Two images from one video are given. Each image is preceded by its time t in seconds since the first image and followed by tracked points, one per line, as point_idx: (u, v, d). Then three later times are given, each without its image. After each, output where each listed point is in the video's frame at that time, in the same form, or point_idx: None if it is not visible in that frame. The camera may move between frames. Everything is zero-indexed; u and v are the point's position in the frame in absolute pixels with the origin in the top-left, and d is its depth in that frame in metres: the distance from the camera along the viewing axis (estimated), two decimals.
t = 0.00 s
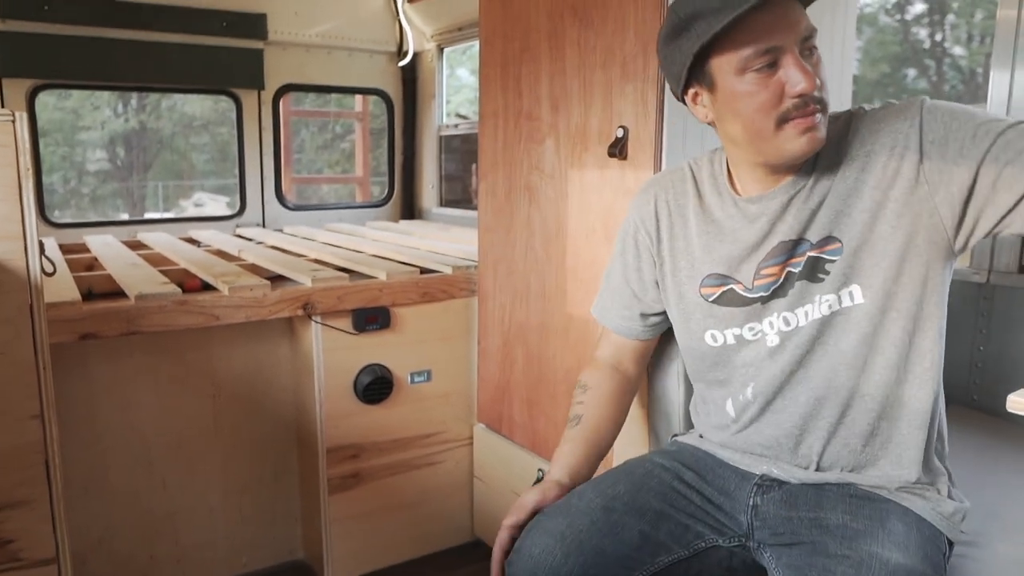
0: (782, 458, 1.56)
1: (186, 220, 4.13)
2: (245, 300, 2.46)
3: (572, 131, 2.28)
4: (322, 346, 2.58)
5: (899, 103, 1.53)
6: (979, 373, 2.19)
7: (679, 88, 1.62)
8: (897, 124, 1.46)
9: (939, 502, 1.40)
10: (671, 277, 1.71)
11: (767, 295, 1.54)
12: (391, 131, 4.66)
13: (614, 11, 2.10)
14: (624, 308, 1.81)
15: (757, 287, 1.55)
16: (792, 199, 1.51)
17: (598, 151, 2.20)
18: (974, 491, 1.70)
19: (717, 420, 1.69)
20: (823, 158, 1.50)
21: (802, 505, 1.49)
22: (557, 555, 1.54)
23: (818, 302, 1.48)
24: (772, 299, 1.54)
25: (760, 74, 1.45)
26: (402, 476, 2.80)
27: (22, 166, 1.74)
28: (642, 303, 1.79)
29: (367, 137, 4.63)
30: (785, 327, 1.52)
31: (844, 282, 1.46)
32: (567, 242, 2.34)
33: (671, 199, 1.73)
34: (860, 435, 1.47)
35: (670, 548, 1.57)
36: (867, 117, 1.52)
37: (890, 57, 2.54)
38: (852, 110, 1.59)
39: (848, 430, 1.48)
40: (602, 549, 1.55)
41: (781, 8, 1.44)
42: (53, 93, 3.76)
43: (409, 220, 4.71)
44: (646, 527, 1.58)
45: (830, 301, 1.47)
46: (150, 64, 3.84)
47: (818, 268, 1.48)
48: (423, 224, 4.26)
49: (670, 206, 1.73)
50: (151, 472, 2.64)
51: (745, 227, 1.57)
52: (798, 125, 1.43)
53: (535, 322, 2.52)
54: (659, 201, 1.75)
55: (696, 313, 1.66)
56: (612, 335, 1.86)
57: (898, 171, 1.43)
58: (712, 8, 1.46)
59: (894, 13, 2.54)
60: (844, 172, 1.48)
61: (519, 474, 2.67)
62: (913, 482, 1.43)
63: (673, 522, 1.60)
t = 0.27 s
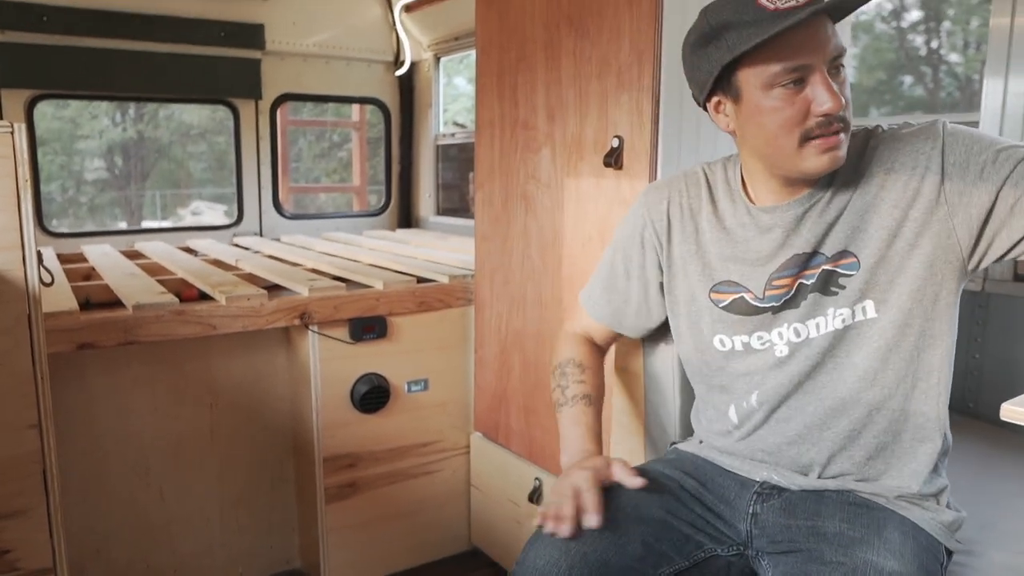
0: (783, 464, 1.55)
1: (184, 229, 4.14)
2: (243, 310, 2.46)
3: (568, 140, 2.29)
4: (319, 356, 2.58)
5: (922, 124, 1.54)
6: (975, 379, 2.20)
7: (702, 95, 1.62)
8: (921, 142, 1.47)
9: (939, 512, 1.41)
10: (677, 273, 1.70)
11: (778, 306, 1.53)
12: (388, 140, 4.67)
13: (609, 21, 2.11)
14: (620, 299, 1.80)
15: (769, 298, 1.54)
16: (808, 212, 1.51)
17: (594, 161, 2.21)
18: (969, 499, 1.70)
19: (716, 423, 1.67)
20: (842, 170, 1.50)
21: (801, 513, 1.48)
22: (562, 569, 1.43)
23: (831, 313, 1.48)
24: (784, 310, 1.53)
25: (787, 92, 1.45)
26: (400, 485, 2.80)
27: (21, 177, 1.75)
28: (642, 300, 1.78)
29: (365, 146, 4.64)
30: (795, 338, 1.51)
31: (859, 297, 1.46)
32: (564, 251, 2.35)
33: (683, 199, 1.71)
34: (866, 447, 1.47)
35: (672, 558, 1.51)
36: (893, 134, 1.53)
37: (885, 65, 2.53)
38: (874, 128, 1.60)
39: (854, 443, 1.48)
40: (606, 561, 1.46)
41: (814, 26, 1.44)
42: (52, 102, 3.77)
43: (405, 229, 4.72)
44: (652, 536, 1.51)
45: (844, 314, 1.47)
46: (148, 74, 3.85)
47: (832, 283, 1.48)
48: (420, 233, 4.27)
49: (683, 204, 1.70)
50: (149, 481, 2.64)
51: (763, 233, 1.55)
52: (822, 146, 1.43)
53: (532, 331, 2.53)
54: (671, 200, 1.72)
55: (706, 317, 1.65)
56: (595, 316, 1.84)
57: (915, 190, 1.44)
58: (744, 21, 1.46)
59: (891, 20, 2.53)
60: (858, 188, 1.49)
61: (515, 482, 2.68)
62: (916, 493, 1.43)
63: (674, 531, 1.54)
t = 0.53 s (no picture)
0: (779, 470, 1.55)
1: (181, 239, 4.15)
2: (239, 320, 2.47)
3: (563, 149, 2.31)
4: (316, 365, 2.59)
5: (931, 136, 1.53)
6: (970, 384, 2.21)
7: (714, 90, 1.62)
8: (926, 153, 1.46)
9: (932, 518, 1.41)
10: (678, 267, 1.70)
11: (774, 311, 1.53)
12: (385, 149, 4.69)
13: (602, 30, 2.13)
14: (619, 285, 1.77)
15: (768, 299, 1.54)
16: (808, 221, 1.51)
17: (589, 170, 2.22)
18: (964, 505, 1.70)
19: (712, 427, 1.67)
20: (845, 177, 1.50)
21: (794, 517, 1.47)
22: (557, 557, 1.49)
23: (828, 321, 1.48)
24: (783, 314, 1.53)
25: (794, 90, 1.45)
26: (397, 494, 2.80)
27: (17, 190, 1.76)
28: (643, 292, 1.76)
29: (361, 155, 4.66)
30: (790, 343, 1.52)
31: (854, 306, 1.46)
32: (559, 259, 2.36)
33: (696, 193, 1.70)
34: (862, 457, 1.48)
35: (667, 553, 1.52)
36: (899, 146, 1.52)
37: (881, 72, 2.62)
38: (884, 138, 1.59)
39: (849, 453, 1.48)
40: (600, 550, 1.49)
41: (825, 27, 1.44)
42: (49, 114, 3.78)
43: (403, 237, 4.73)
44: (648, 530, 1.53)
45: (840, 323, 1.47)
46: (145, 85, 3.87)
47: (830, 291, 1.48)
48: (417, 242, 4.28)
49: (696, 197, 1.70)
50: (146, 491, 2.64)
51: (766, 236, 1.56)
52: (823, 147, 1.43)
53: (528, 339, 2.54)
54: (685, 192, 1.72)
55: (707, 317, 1.65)
56: (592, 296, 1.81)
57: (915, 203, 1.44)
58: (757, 17, 1.45)
59: (885, 27, 2.60)
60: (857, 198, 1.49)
61: (513, 491, 2.68)
62: (909, 499, 1.43)
63: (671, 527, 1.55)
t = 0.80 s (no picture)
0: (773, 474, 1.56)
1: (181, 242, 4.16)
2: (239, 323, 2.48)
3: (562, 153, 2.31)
4: (316, 368, 2.60)
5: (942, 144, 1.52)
6: (967, 387, 2.22)
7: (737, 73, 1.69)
8: (932, 161, 1.46)
9: (926, 521, 1.42)
10: (692, 245, 1.70)
11: (767, 303, 1.56)
12: (385, 152, 4.70)
13: (601, 35, 2.14)
14: (635, 266, 1.76)
15: (765, 290, 1.57)
16: (811, 219, 1.53)
17: (587, 173, 2.23)
18: (961, 507, 1.71)
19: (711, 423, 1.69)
20: (850, 178, 1.51)
21: (785, 523, 1.48)
22: (534, 560, 1.50)
23: (818, 322, 1.50)
24: (779, 309, 1.55)
25: (803, 68, 1.52)
26: (396, 497, 2.81)
27: (19, 193, 1.76)
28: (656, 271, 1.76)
29: (361, 158, 4.67)
30: (780, 338, 1.54)
31: (851, 312, 1.47)
32: (558, 262, 2.37)
33: (713, 179, 1.71)
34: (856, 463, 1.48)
35: (648, 555, 1.52)
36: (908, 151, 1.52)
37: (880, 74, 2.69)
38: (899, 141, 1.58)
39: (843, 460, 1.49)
40: (578, 554, 1.50)
41: (845, 13, 1.50)
42: (49, 117, 3.79)
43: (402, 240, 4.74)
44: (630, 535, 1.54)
45: (831, 326, 1.49)
46: (145, 89, 3.88)
47: (823, 293, 1.50)
48: (417, 245, 4.29)
49: (713, 183, 1.71)
50: (146, 494, 2.65)
51: (772, 228, 1.58)
52: (821, 125, 1.47)
53: (526, 341, 2.55)
54: (703, 177, 1.73)
55: (717, 297, 1.65)
56: (608, 278, 1.79)
57: (914, 210, 1.44)
58: None
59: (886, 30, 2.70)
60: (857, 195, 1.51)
61: (512, 493, 2.69)
62: (901, 504, 1.44)
63: (653, 532, 1.57)
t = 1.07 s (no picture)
0: (776, 479, 1.56)
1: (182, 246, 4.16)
2: (240, 327, 2.48)
3: (562, 159, 2.32)
4: (316, 372, 2.60)
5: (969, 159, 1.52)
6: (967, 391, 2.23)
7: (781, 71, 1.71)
8: (961, 176, 1.46)
9: (927, 528, 1.41)
10: (717, 242, 1.70)
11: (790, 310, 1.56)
12: (385, 156, 4.71)
13: (601, 40, 2.14)
14: (650, 258, 1.75)
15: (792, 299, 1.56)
16: (841, 228, 1.53)
17: (588, 178, 2.24)
18: (962, 513, 1.71)
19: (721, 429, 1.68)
20: (883, 191, 1.50)
21: (779, 529, 1.48)
22: (518, 556, 1.52)
23: (842, 336, 1.50)
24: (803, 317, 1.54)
25: (846, 65, 1.52)
26: (397, 501, 2.81)
27: (19, 198, 1.76)
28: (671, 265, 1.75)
29: (362, 161, 4.67)
30: (805, 348, 1.53)
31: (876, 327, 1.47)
32: (559, 266, 2.37)
33: (739, 181, 1.71)
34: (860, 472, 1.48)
35: (635, 555, 1.54)
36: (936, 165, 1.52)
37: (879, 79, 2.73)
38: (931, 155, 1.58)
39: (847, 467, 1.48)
40: (561, 549, 1.52)
41: (898, 14, 1.50)
42: (50, 120, 3.80)
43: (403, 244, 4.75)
44: (616, 537, 1.55)
45: (854, 341, 1.48)
46: (146, 93, 3.88)
47: (850, 307, 1.48)
48: (417, 249, 4.30)
49: (740, 185, 1.70)
50: (146, 498, 2.65)
51: (800, 235, 1.58)
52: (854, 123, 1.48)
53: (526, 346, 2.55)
54: (728, 178, 1.72)
55: (733, 301, 1.66)
56: (619, 272, 1.79)
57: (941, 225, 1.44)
58: None
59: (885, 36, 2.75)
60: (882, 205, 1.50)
61: (512, 498, 2.68)
62: (902, 511, 1.44)
63: (641, 535, 1.57)
